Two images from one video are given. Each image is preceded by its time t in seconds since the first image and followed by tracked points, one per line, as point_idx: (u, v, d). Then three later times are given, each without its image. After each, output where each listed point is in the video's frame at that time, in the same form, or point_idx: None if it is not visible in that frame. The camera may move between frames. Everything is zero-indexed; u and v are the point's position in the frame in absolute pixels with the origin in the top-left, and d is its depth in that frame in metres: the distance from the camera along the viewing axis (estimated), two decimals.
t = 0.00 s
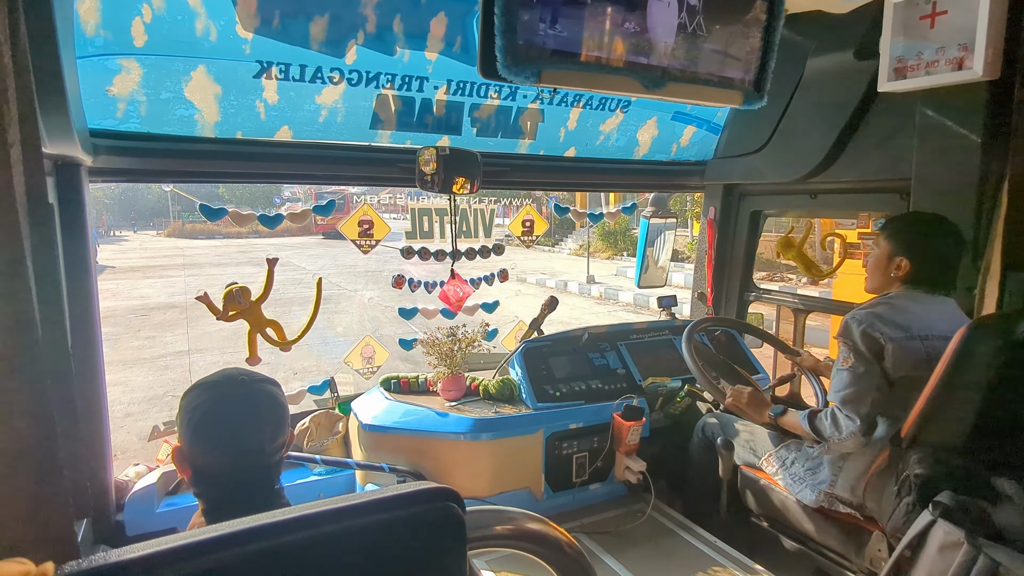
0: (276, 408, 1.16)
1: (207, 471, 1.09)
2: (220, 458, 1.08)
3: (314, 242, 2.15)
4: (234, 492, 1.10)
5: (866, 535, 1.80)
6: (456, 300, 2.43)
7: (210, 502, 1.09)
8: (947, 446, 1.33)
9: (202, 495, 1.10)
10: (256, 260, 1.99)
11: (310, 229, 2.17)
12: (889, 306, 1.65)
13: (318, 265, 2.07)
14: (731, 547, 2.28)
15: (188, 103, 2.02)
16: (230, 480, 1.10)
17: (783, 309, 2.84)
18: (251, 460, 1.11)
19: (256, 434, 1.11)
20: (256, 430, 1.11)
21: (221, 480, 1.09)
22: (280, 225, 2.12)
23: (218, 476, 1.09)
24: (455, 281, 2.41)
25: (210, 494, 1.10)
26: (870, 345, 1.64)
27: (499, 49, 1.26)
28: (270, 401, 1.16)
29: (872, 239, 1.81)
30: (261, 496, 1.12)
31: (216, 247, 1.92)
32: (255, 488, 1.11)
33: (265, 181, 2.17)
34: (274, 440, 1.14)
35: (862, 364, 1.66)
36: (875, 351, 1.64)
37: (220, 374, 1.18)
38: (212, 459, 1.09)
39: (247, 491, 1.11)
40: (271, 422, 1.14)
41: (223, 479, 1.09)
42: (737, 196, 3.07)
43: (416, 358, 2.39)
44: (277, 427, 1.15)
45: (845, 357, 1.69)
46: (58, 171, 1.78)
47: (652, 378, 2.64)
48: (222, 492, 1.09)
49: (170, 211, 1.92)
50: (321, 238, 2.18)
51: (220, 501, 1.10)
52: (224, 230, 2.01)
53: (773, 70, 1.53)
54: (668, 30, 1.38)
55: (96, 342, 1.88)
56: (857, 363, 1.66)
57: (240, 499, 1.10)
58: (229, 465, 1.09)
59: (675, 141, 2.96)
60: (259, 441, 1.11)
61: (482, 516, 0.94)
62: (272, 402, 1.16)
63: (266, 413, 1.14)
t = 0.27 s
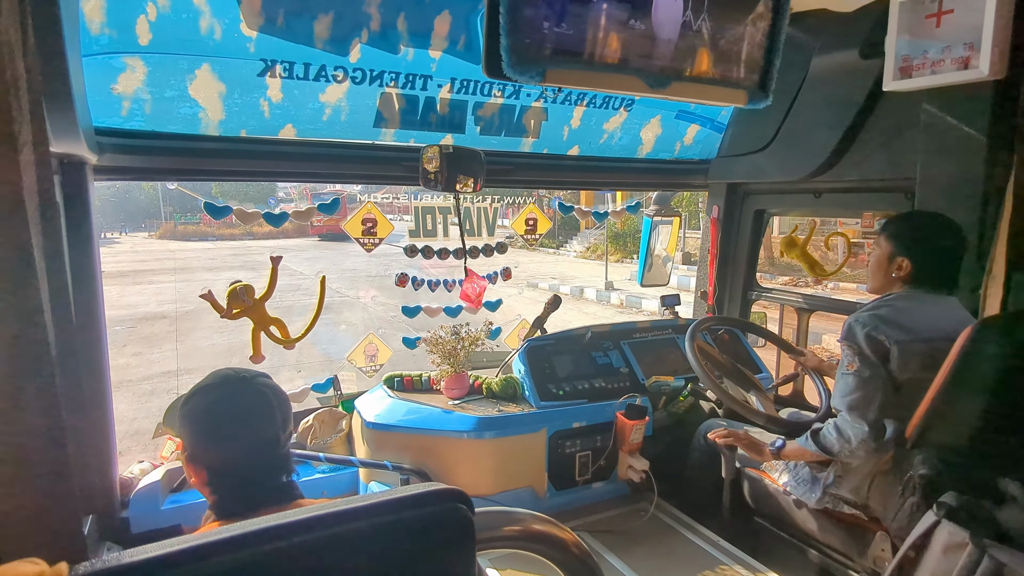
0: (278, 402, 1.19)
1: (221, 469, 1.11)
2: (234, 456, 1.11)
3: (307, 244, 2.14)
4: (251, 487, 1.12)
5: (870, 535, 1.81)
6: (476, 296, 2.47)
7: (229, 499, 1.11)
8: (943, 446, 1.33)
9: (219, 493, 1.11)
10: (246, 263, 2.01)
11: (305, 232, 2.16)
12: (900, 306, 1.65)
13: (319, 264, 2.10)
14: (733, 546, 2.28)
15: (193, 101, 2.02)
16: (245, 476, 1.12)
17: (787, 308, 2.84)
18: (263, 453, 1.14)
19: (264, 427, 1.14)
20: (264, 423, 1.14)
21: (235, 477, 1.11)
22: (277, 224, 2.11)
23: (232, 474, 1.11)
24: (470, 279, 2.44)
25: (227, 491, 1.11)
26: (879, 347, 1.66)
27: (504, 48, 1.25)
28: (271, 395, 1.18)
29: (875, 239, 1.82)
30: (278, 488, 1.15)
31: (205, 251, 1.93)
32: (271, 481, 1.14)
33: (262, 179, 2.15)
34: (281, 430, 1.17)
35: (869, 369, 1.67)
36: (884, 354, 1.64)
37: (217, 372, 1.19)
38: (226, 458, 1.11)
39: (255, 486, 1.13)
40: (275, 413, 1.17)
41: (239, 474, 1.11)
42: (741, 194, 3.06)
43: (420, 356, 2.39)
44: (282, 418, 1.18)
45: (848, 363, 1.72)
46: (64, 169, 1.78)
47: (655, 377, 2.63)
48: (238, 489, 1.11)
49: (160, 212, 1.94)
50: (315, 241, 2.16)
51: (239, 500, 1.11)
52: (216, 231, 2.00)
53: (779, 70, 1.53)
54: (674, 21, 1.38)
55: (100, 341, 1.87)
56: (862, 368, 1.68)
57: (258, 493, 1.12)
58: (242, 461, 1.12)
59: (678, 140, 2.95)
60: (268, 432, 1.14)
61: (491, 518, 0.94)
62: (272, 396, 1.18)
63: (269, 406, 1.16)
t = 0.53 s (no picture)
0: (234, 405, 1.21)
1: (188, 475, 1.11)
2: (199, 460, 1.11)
3: (302, 246, 2.10)
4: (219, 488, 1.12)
5: (870, 537, 1.81)
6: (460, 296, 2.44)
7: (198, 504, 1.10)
8: (947, 450, 1.37)
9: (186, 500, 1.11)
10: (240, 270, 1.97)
11: (298, 232, 2.13)
12: (905, 307, 1.64)
13: (320, 262, 2.09)
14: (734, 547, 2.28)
15: (196, 100, 2.02)
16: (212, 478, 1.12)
17: (788, 309, 2.83)
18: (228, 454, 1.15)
19: (224, 429, 1.15)
20: (224, 426, 1.16)
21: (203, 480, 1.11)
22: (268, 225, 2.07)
23: (198, 477, 1.11)
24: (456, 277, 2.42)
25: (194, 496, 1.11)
26: (887, 351, 1.63)
27: (507, 49, 1.25)
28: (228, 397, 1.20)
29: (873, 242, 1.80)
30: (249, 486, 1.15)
31: (194, 253, 1.84)
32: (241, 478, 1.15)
33: (263, 178, 2.16)
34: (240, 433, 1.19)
35: (876, 373, 1.64)
36: (890, 358, 1.62)
37: (162, 382, 1.17)
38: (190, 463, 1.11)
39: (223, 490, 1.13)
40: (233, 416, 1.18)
41: (206, 477, 1.11)
42: (743, 195, 3.06)
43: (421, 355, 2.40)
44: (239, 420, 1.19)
45: (852, 369, 1.69)
46: (68, 168, 1.79)
47: (656, 378, 2.64)
48: (206, 493, 1.11)
49: (152, 214, 1.85)
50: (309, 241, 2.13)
51: (209, 501, 1.11)
52: (208, 231, 1.92)
53: (781, 71, 1.52)
54: (680, 13, 1.38)
55: (104, 339, 1.89)
56: (866, 376, 1.66)
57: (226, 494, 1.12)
58: (207, 463, 1.12)
59: (680, 140, 2.95)
60: (227, 435, 1.16)
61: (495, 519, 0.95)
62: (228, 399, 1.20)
63: (229, 408, 1.18)
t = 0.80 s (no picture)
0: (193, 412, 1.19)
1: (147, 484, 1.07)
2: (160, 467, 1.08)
3: (288, 252, 2.08)
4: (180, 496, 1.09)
5: (868, 539, 1.80)
6: (437, 301, 2.43)
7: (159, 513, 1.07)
8: (947, 450, 1.32)
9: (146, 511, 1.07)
10: (224, 279, 1.94)
11: (284, 239, 2.11)
12: (903, 309, 1.64)
13: (315, 268, 2.10)
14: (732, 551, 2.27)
15: (189, 104, 2.02)
16: (173, 485, 1.09)
17: (784, 312, 2.84)
18: (189, 461, 1.12)
19: (184, 436, 1.13)
20: (184, 432, 1.14)
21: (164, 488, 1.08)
22: (253, 231, 2.06)
23: (158, 486, 1.08)
24: (438, 281, 2.41)
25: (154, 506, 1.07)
26: (884, 354, 1.65)
27: (502, 51, 1.25)
28: (185, 405, 1.18)
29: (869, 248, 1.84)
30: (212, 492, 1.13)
31: (176, 260, 1.82)
32: (203, 484, 1.12)
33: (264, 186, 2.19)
34: (199, 440, 1.17)
35: (872, 377, 1.68)
36: (888, 361, 1.64)
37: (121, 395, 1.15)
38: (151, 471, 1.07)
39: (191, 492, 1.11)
40: (193, 423, 1.17)
41: (167, 485, 1.08)
42: (738, 198, 3.07)
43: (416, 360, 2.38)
44: (198, 427, 1.17)
45: (848, 377, 1.74)
46: (60, 172, 1.78)
47: (652, 381, 2.62)
48: (173, 496, 1.09)
49: (131, 219, 1.88)
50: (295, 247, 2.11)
51: (169, 510, 1.08)
52: (189, 237, 1.90)
53: (776, 72, 1.53)
54: (673, 15, 1.38)
55: (96, 344, 1.87)
56: (861, 383, 1.70)
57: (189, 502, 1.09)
58: (168, 471, 1.09)
59: (674, 143, 2.96)
60: (187, 442, 1.13)
61: (490, 520, 0.94)
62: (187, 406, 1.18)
63: (188, 415, 1.16)
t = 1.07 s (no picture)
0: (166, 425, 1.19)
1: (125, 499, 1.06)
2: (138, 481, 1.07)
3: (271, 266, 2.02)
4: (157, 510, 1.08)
5: (859, 542, 1.81)
6: (433, 309, 2.41)
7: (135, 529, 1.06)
8: (936, 455, 1.34)
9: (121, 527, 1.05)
10: (205, 294, 1.90)
11: (267, 251, 2.05)
12: (893, 310, 1.66)
13: (307, 277, 2.06)
14: (726, 557, 2.28)
15: (181, 116, 2.02)
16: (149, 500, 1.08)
17: (774, 317, 2.86)
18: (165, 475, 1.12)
19: (160, 450, 1.13)
20: (160, 446, 1.14)
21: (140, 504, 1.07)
22: (234, 242, 2.00)
23: (135, 501, 1.07)
24: (433, 290, 2.39)
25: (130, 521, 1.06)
26: (875, 356, 1.63)
27: (493, 63, 1.26)
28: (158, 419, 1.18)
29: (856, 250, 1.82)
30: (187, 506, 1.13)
31: (152, 274, 1.79)
32: (180, 498, 1.12)
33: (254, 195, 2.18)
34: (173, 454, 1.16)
35: (864, 378, 1.65)
36: (879, 362, 1.63)
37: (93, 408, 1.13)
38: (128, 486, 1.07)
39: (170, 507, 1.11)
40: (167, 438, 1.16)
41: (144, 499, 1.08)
42: (727, 204, 3.10)
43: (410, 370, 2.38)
44: (173, 441, 1.17)
45: (837, 377, 1.71)
46: (51, 185, 1.78)
47: (644, 387, 2.63)
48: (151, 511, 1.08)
49: (108, 231, 1.88)
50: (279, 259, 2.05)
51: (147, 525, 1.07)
52: (167, 249, 1.85)
53: (762, 83, 1.55)
54: (663, 28, 1.40)
55: (87, 357, 1.85)
56: (850, 384, 1.67)
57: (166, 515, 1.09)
58: (145, 485, 1.09)
59: (664, 151, 2.98)
60: (163, 456, 1.13)
61: (481, 539, 0.94)
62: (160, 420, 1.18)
63: (163, 429, 1.16)
